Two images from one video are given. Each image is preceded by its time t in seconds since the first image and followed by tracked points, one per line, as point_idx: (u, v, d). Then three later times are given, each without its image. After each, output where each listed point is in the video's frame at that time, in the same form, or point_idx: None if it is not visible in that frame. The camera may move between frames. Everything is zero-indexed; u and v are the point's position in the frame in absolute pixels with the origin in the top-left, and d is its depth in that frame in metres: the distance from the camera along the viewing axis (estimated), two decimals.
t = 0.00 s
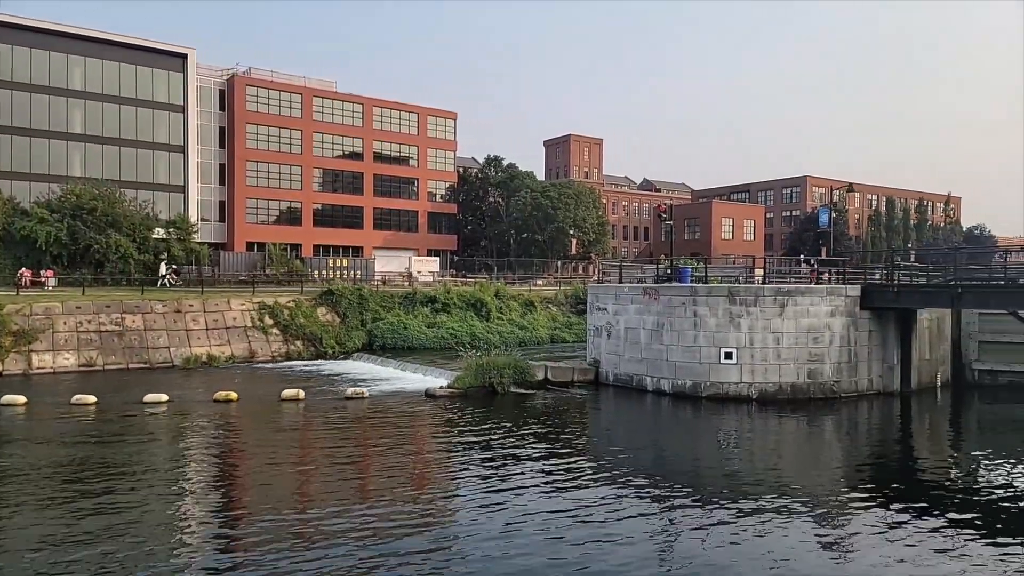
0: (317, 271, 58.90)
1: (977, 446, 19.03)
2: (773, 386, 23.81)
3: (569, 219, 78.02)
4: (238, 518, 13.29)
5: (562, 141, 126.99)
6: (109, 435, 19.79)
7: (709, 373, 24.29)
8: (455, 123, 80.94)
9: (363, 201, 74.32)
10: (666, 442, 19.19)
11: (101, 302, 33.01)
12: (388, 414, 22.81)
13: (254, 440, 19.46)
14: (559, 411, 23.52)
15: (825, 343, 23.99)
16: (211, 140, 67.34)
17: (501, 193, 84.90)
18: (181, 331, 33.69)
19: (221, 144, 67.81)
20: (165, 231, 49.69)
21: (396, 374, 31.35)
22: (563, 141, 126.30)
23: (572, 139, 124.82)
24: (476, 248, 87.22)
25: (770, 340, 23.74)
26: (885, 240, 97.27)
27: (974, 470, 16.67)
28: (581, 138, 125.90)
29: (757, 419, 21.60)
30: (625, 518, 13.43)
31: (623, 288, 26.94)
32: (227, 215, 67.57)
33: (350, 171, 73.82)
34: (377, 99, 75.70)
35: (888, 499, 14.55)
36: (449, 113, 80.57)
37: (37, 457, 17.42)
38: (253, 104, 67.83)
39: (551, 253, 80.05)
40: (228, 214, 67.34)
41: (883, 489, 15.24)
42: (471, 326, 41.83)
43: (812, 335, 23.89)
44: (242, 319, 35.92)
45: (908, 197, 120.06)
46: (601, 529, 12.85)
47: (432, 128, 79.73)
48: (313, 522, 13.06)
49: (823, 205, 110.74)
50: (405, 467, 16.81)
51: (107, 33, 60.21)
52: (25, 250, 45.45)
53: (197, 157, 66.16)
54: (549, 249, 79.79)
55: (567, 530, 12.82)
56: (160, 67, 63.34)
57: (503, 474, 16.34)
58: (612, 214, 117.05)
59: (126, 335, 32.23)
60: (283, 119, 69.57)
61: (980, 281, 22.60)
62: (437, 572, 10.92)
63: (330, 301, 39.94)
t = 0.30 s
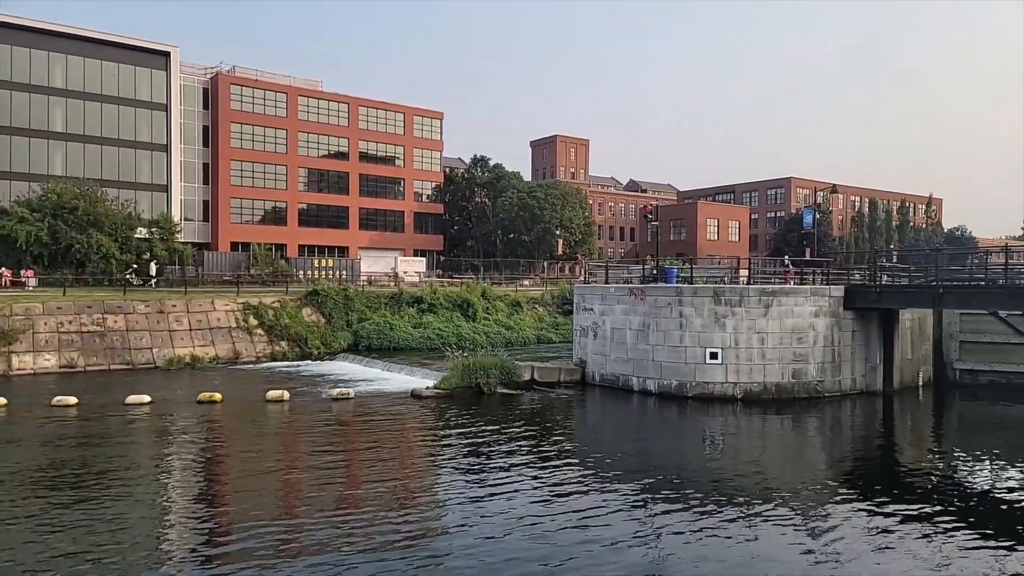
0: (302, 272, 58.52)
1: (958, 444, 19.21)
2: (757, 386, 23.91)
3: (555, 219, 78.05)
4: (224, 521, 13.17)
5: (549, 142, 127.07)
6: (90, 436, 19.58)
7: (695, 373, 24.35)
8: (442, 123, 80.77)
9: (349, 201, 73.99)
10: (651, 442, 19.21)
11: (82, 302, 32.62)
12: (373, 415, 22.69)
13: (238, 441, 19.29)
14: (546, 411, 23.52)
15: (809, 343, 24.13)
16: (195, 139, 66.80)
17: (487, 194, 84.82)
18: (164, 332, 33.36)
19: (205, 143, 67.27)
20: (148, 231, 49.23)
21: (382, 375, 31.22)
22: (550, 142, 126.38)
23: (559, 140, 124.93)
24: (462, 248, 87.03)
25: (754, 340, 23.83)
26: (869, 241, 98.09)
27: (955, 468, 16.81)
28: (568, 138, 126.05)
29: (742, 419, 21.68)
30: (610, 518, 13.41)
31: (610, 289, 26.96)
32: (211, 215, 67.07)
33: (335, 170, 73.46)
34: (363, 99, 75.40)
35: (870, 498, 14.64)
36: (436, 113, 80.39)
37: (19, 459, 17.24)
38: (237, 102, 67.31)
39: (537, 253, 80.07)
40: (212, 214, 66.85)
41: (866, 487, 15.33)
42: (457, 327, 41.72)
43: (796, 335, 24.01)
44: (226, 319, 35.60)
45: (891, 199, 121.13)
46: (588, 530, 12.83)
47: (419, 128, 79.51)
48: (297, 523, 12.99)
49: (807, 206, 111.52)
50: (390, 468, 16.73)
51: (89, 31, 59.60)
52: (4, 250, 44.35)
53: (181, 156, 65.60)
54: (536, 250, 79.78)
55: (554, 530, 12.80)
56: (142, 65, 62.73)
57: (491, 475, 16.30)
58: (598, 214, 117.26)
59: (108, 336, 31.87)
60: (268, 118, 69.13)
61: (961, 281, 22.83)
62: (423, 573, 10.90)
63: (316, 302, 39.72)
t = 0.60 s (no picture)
0: (289, 272, 58.21)
1: (942, 443, 19.37)
2: (744, 386, 24.00)
3: (543, 220, 78.09)
4: (209, 523, 13.07)
5: (537, 142, 127.18)
6: (73, 438, 19.37)
7: (682, 373, 24.42)
8: (429, 123, 80.63)
9: (336, 201, 73.72)
10: (639, 442, 19.23)
11: (65, 303, 32.30)
12: (360, 416, 22.59)
13: (223, 443, 19.14)
14: (534, 412, 23.50)
15: (795, 343, 24.25)
16: (180, 138, 66.30)
17: (475, 194, 84.71)
18: (149, 332, 33.06)
19: (190, 142, 66.76)
20: (132, 231, 48.84)
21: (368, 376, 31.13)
22: (537, 143, 126.50)
23: (547, 140, 125.06)
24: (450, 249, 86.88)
25: (741, 340, 23.93)
26: (853, 242, 98.80)
27: (940, 467, 16.94)
28: (555, 139, 126.22)
29: (730, 419, 21.75)
30: (598, 519, 13.40)
31: (597, 289, 27.00)
32: (197, 215, 66.59)
33: (322, 170, 73.16)
34: (350, 99, 75.16)
35: (856, 497, 14.71)
36: (423, 113, 80.25)
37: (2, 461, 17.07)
38: (223, 102, 66.81)
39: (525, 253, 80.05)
40: (197, 214, 66.37)
41: (852, 486, 15.42)
42: (445, 328, 41.64)
43: (782, 335, 24.13)
44: (212, 320, 35.35)
45: (875, 201, 122.08)
46: (576, 530, 12.83)
47: (406, 128, 79.34)
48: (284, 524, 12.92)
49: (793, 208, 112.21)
50: (378, 469, 16.65)
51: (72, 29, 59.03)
52: None
53: (165, 156, 65.10)
54: (523, 250, 79.76)
55: (541, 531, 12.78)
56: (126, 64, 62.21)
57: (478, 476, 16.24)
58: (586, 215, 117.47)
59: (92, 337, 31.57)
60: (254, 118, 68.73)
61: (944, 281, 23.02)
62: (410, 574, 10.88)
63: (302, 302, 39.55)
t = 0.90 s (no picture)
0: (275, 272, 57.94)
1: (926, 443, 19.51)
2: (731, 386, 24.10)
3: (531, 220, 78.11)
4: (194, 525, 12.97)
5: (525, 143, 127.21)
6: (55, 441, 19.15)
7: (669, 374, 24.48)
8: (417, 123, 80.48)
9: (323, 201, 73.42)
10: (626, 442, 19.25)
11: (47, 303, 31.95)
12: (347, 417, 22.48)
13: (208, 445, 19.00)
14: (522, 413, 23.47)
15: (781, 344, 24.37)
16: (165, 137, 65.74)
17: (463, 194, 84.59)
18: (133, 333, 32.77)
19: (174, 141, 66.23)
20: (115, 231, 48.43)
21: (355, 376, 31.01)
22: (525, 143, 126.54)
23: (535, 141, 125.16)
24: (437, 249, 86.72)
25: (728, 340, 24.02)
26: (838, 243, 99.63)
27: (924, 466, 17.06)
28: (543, 139, 126.34)
29: (716, 419, 21.82)
30: (585, 519, 13.40)
31: (585, 289, 27.03)
32: (181, 214, 66.08)
33: (309, 170, 72.84)
34: (337, 98, 74.89)
35: (841, 496, 14.80)
36: (411, 113, 80.09)
37: None
38: (208, 100, 66.34)
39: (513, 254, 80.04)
40: (182, 213, 65.88)
41: (838, 486, 15.50)
42: (432, 328, 41.56)
43: (769, 335, 24.24)
44: (197, 321, 35.09)
45: (860, 202, 123.06)
46: (562, 530, 12.81)
47: (394, 128, 79.16)
48: (269, 526, 12.84)
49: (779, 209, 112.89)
50: (364, 471, 16.56)
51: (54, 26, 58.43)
52: None
53: (150, 155, 64.57)
54: (511, 251, 79.74)
55: (528, 531, 12.76)
56: (110, 62, 61.66)
57: (465, 477, 16.20)
58: (574, 215, 117.64)
59: (75, 338, 31.27)
60: (240, 117, 68.30)
61: (928, 282, 23.20)
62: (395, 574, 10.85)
63: (289, 303, 39.39)
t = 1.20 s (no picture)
0: (261, 273, 57.64)
1: (911, 441, 19.67)
2: (718, 386, 24.20)
3: (519, 221, 78.11)
4: (180, 528, 12.86)
5: (513, 143, 127.18)
6: (38, 444, 18.91)
7: (657, 373, 24.54)
8: (404, 123, 80.33)
9: (309, 201, 73.09)
10: (613, 442, 19.27)
11: (29, 304, 31.61)
12: (335, 418, 22.37)
13: (194, 447, 18.84)
14: (510, 413, 23.45)
15: (768, 344, 24.48)
16: (150, 137, 65.19)
17: (451, 194, 84.49)
18: (116, 334, 32.47)
19: (159, 141, 65.70)
20: (99, 231, 47.98)
21: (342, 377, 30.88)
22: (513, 144, 126.52)
23: (523, 141, 125.20)
24: (425, 249, 86.55)
25: (715, 340, 24.10)
26: (824, 243, 100.35)
27: (908, 465, 17.19)
28: (531, 140, 126.39)
29: (704, 419, 21.89)
30: (574, 519, 13.39)
31: (573, 290, 27.04)
32: (166, 214, 65.56)
33: (295, 170, 72.50)
34: (324, 98, 74.61)
35: (827, 495, 14.88)
36: (398, 113, 79.93)
37: None
38: (193, 100, 65.87)
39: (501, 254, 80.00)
40: (167, 213, 65.36)
41: (823, 485, 15.59)
42: (420, 328, 41.47)
43: (755, 335, 24.34)
44: (182, 321, 34.83)
45: (846, 203, 124.01)
46: (550, 530, 12.82)
47: (381, 128, 78.97)
48: (256, 529, 12.74)
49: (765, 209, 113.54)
50: (352, 472, 16.48)
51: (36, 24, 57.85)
52: None
53: (134, 154, 64.01)
54: (499, 251, 79.70)
55: (517, 532, 12.73)
56: (93, 61, 61.13)
57: (453, 478, 16.15)
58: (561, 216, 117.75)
59: (58, 339, 30.94)
60: (226, 116, 67.88)
61: (913, 282, 23.38)
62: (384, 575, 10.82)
63: (275, 303, 39.19)
